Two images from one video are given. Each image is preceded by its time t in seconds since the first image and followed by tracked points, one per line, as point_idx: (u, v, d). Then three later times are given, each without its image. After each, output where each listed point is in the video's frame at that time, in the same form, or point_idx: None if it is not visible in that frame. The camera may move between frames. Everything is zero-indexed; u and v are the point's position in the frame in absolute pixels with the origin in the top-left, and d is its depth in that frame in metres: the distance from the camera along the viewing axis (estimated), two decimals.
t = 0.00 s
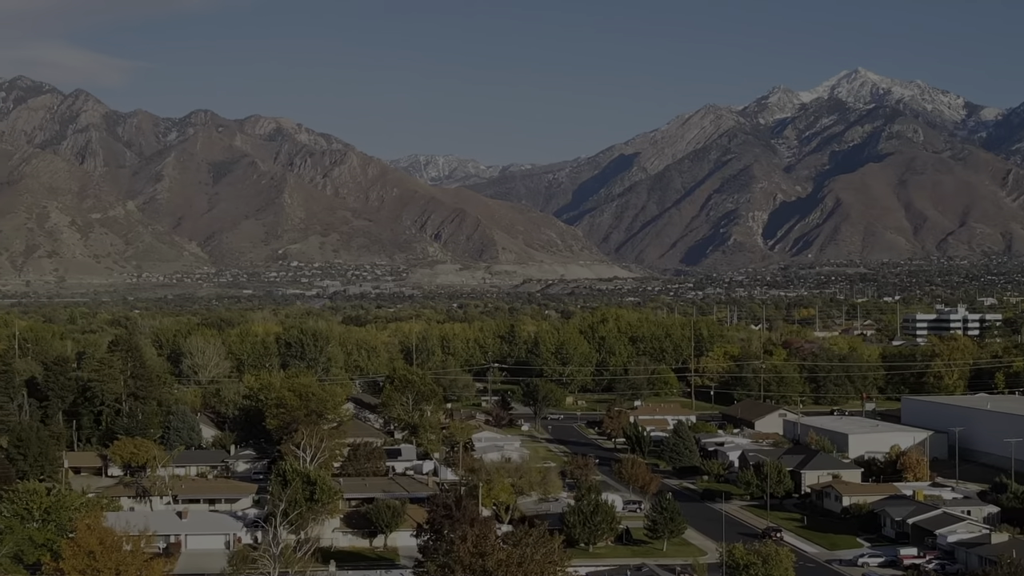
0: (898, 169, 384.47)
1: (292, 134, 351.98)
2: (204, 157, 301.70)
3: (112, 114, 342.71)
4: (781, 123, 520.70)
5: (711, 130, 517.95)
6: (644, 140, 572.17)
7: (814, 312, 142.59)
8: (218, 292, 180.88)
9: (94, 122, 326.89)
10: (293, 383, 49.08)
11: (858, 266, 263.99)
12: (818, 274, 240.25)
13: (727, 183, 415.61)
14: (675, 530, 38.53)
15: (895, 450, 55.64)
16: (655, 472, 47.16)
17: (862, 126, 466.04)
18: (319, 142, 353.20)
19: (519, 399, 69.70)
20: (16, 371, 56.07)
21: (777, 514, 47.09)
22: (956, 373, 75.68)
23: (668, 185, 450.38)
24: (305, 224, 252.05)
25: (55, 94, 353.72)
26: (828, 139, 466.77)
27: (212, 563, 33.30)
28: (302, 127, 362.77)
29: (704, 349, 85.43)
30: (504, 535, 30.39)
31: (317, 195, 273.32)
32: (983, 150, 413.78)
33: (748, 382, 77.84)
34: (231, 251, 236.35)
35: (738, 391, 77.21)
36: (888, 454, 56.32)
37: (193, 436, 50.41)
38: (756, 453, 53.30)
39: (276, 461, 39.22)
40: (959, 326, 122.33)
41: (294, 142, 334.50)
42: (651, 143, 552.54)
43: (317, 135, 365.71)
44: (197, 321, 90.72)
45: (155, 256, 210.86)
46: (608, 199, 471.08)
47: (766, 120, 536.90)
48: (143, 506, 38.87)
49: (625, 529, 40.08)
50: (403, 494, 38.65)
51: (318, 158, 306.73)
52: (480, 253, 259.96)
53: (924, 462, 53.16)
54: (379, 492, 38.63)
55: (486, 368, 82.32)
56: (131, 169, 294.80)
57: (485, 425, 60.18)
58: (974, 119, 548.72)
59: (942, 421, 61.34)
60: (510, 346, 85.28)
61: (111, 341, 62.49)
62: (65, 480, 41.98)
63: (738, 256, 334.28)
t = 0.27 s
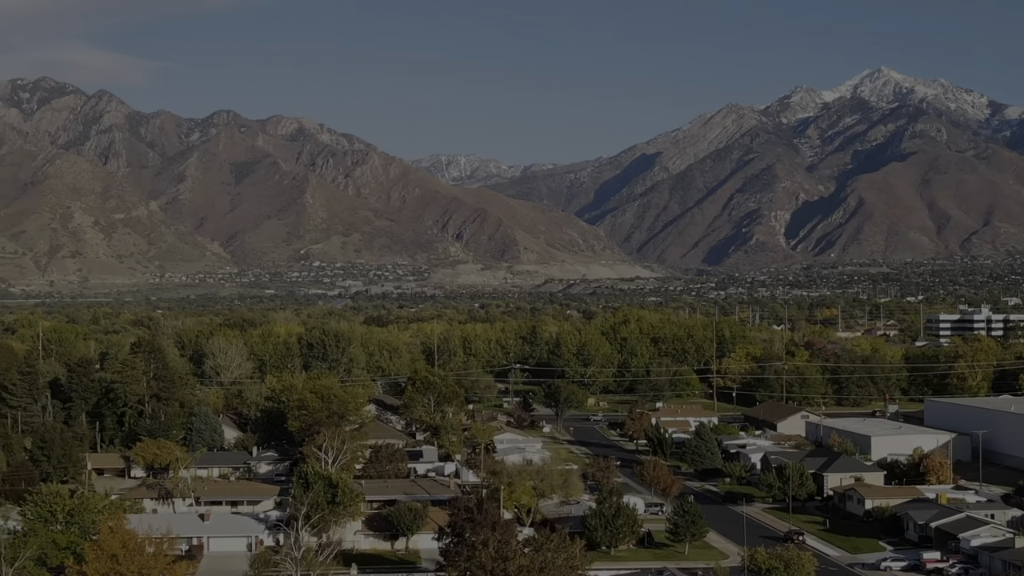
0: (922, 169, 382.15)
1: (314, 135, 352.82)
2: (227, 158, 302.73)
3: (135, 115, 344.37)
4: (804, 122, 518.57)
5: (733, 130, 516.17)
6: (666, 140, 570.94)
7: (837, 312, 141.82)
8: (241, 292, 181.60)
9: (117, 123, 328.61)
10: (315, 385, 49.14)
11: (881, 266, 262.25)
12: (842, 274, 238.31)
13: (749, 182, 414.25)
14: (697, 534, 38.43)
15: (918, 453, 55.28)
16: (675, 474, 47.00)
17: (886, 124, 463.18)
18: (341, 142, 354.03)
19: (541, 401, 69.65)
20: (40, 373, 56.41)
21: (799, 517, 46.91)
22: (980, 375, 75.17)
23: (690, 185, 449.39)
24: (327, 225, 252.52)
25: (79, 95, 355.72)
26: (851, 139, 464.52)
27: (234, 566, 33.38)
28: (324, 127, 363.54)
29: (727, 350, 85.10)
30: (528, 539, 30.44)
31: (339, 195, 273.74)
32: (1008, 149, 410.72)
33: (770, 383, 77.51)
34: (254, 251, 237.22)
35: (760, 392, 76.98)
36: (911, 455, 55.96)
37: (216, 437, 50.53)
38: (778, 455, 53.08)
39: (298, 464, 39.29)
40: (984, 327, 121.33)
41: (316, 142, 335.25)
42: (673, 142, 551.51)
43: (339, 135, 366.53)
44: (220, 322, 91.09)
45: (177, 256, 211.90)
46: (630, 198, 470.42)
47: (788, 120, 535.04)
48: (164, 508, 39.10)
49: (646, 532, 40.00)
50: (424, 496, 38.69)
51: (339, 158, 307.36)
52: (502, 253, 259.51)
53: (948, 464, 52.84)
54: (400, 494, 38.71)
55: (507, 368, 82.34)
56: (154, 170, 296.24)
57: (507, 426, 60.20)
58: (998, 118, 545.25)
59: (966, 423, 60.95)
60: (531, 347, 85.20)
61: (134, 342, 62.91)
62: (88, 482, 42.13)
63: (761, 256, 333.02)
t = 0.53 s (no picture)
0: (943, 168, 379.89)
1: (335, 135, 353.75)
2: (248, 158, 303.74)
3: (157, 115, 345.93)
4: (825, 121, 516.62)
5: (754, 129, 514.40)
6: (686, 139, 569.86)
7: (858, 312, 141.08)
8: (262, 292, 182.35)
9: (139, 124, 330.10)
10: (335, 386, 49.25)
11: (903, 266, 261.04)
12: (864, 274, 236.59)
13: (770, 181, 412.91)
14: (718, 537, 38.24)
15: (939, 455, 54.91)
16: (696, 476, 46.78)
17: (908, 123, 460.83)
18: (361, 142, 354.82)
19: (561, 403, 69.61)
20: (62, 374, 56.74)
21: (820, 521, 46.74)
22: (1002, 376, 74.70)
23: (711, 185, 448.31)
24: (348, 224, 253.04)
25: (101, 95, 357.31)
26: (872, 138, 462.44)
27: (256, 570, 33.38)
28: (344, 127, 364.18)
29: (749, 351, 84.83)
30: (549, 544, 30.41)
31: (359, 195, 274.18)
32: None
33: (792, 385, 77.18)
34: (275, 250, 238.03)
35: (782, 394, 76.63)
36: (933, 458, 55.53)
37: (236, 438, 50.56)
38: (799, 458, 52.90)
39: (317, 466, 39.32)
40: (1007, 327, 120.31)
41: (337, 142, 336.08)
42: (694, 142, 550.48)
43: (359, 135, 367.27)
44: (242, 322, 91.50)
45: (198, 256, 212.80)
46: (650, 198, 469.75)
47: (809, 119, 533.19)
48: (185, 509, 39.26)
49: (667, 535, 39.85)
50: (445, 498, 38.66)
51: (360, 158, 307.96)
52: (523, 252, 259.31)
53: (970, 467, 52.45)
54: (421, 496, 38.66)
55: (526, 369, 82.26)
56: (175, 170, 297.53)
57: (528, 427, 60.11)
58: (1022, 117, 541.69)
59: (988, 425, 60.54)
60: (552, 348, 85.10)
61: (156, 342, 63.15)
62: (110, 483, 42.34)
63: (781, 256, 331.84)
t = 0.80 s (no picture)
0: (965, 166, 377.38)
1: (355, 135, 354.58)
2: (268, 159, 304.62)
3: (178, 116, 347.50)
4: (846, 121, 514.66)
5: (774, 128, 512.68)
6: (707, 139, 568.77)
7: (878, 312, 140.25)
8: (282, 292, 182.83)
9: (160, 124, 331.65)
10: (356, 387, 49.31)
11: (924, 265, 259.66)
12: (885, 274, 235.02)
13: (791, 181, 411.45)
14: (739, 540, 38.11)
15: (961, 458, 54.61)
16: (717, 479, 46.62)
17: (929, 122, 458.17)
18: (381, 142, 355.55)
19: (582, 403, 69.50)
20: (83, 375, 56.98)
21: (841, 523, 46.58)
22: None
23: (731, 185, 447.32)
24: (368, 225, 253.39)
25: (122, 96, 359.24)
26: (893, 138, 460.15)
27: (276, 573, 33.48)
28: (364, 127, 364.77)
29: (769, 353, 84.60)
30: (569, 549, 30.48)
31: (379, 195, 274.52)
32: None
33: (812, 386, 76.88)
34: (295, 251, 238.77)
35: (802, 396, 76.27)
36: (954, 460, 55.22)
37: (257, 440, 50.74)
38: (820, 461, 52.69)
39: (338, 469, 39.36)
40: None
41: (356, 142, 336.72)
42: (714, 141, 549.59)
43: (379, 135, 368.00)
44: (262, 323, 91.98)
45: (219, 256, 213.58)
46: (670, 198, 469.16)
47: (830, 118, 531.28)
48: (206, 512, 39.42)
49: (686, 538, 39.74)
50: (465, 501, 38.64)
51: (380, 158, 308.42)
52: (542, 252, 259.22)
53: (992, 470, 52.05)
54: (441, 499, 38.69)
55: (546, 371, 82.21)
56: (196, 171, 298.70)
57: (548, 429, 60.10)
58: None
59: (1010, 426, 60.13)
60: (573, 349, 85.04)
61: (176, 344, 63.38)
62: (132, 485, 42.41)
63: (802, 256, 330.62)
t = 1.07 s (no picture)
0: (987, 166, 375.02)
1: (375, 135, 355.27)
2: (288, 159, 305.54)
3: (198, 116, 348.83)
4: (866, 120, 512.79)
5: (794, 127, 511.10)
6: (726, 139, 567.69)
7: (899, 312, 139.59)
8: (302, 292, 183.54)
9: (181, 125, 333.10)
10: (375, 389, 49.44)
11: (945, 265, 258.59)
12: (906, 274, 233.95)
13: (812, 180, 409.80)
14: (758, 544, 37.89)
15: (982, 461, 54.19)
16: (737, 481, 46.36)
17: (950, 121, 455.63)
18: (401, 143, 356.15)
19: (601, 405, 69.41)
20: (104, 377, 57.24)
21: (861, 525, 46.39)
22: None
23: (751, 185, 446.23)
24: (388, 224, 253.71)
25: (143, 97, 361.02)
26: (914, 137, 458.06)
27: None
28: (384, 128, 365.33)
29: (789, 354, 84.33)
30: (589, 552, 30.49)
31: (399, 195, 274.95)
32: None
33: (833, 387, 76.39)
34: (315, 251, 239.60)
35: (822, 397, 75.81)
36: (974, 463, 54.89)
37: (277, 442, 50.89)
38: (841, 463, 52.46)
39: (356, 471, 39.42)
40: None
41: (376, 142, 337.41)
42: (734, 141, 548.66)
43: (399, 135, 368.55)
44: (283, 323, 92.41)
45: (239, 256, 214.46)
46: (690, 198, 468.57)
47: (851, 118, 529.40)
48: (227, 514, 39.53)
49: (706, 541, 39.67)
50: (485, 503, 38.67)
51: (400, 158, 308.95)
52: (562, 252, 259.29)
53: (1013, 474, 51.52)
54: (461, 501, 38.71)
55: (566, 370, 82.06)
56: (216, 171, 299.90)
57: (568, 431, 60.02)
58: None
59: None
60: (593, 350, 85.05)
61: (196, 346, 63.63)
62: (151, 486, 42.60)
63: (823, 256, 329.52)
